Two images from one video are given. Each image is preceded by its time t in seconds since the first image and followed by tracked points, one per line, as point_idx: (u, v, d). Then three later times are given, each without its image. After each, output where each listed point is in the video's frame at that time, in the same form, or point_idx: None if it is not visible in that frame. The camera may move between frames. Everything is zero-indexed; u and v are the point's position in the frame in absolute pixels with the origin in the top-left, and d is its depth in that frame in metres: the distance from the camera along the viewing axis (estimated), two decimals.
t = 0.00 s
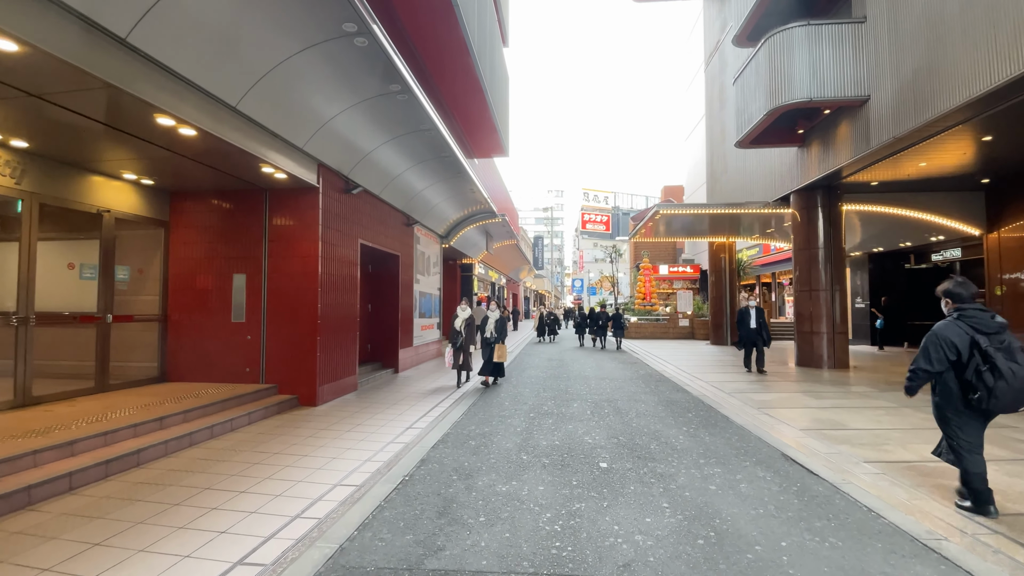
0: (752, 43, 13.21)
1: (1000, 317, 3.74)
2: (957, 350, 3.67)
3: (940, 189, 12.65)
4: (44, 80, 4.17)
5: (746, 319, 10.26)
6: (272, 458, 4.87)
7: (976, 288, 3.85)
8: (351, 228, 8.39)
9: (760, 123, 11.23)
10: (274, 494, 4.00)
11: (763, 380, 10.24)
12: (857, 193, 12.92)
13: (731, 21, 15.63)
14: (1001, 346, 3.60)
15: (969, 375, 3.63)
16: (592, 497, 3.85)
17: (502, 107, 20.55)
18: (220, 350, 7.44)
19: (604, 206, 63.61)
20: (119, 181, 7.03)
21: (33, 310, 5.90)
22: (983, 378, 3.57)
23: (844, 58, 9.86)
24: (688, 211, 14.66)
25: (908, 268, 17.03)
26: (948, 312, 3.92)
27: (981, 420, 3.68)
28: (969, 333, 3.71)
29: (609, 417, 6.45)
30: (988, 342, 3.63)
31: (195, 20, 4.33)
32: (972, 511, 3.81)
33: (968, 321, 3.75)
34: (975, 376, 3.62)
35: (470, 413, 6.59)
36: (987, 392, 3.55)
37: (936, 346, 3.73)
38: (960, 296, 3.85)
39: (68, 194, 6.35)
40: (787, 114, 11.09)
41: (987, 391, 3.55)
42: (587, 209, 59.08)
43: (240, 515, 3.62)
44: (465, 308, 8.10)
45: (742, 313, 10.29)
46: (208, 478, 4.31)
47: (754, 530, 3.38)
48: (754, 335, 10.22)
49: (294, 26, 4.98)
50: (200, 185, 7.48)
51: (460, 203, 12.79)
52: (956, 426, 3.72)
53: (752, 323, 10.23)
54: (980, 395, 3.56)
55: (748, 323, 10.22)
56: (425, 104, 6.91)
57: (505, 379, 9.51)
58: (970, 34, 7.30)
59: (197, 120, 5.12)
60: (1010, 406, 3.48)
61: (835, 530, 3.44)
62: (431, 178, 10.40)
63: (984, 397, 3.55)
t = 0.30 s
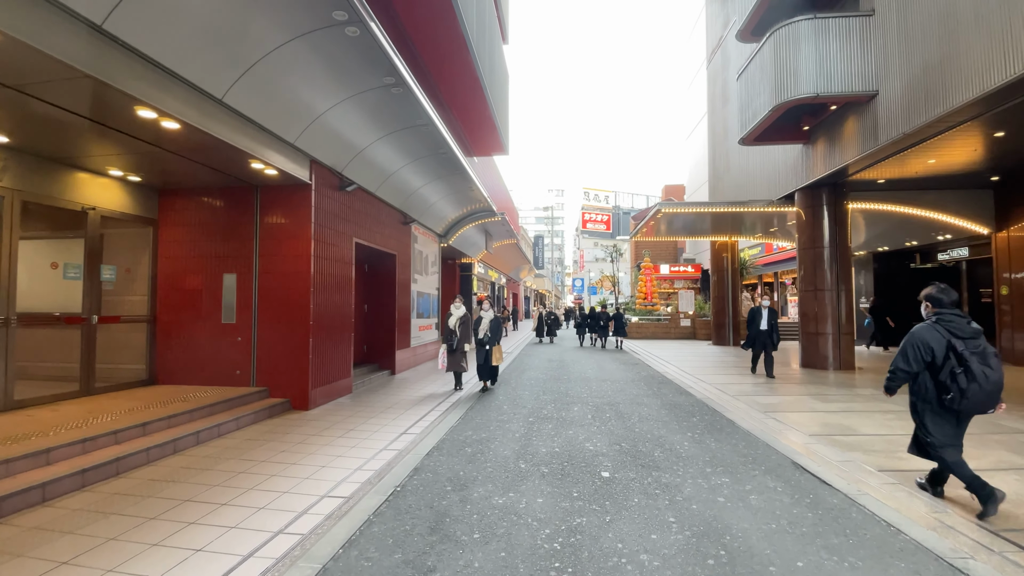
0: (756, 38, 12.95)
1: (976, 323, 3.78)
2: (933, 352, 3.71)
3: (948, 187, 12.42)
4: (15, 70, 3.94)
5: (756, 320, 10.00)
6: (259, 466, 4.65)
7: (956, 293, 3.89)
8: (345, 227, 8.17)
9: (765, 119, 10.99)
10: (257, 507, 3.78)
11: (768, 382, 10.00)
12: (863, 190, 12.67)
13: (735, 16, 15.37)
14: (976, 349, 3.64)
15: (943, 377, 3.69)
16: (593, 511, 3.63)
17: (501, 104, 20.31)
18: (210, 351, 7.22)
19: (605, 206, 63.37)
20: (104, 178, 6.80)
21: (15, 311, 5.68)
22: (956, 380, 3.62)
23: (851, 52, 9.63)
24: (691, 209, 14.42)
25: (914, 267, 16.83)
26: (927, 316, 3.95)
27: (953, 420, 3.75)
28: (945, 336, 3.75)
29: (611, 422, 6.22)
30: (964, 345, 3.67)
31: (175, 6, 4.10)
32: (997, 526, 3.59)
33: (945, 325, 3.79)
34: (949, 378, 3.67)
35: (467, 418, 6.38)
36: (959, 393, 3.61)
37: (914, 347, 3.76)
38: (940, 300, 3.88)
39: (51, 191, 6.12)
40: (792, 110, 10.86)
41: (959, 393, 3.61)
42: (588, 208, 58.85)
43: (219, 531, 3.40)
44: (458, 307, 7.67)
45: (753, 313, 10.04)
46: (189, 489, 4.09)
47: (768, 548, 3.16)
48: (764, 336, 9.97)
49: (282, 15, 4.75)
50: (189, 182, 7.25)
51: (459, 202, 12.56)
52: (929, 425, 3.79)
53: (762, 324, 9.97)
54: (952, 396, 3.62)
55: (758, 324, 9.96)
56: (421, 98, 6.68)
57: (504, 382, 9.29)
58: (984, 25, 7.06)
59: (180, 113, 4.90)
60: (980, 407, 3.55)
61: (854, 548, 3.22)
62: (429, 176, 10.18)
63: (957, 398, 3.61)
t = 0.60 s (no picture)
0: (754, 35, 12.81)
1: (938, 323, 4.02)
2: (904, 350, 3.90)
3: (948, 186, 12.30)
4: None
5: (761, 321, 9.83)
6: (239, 475, 4.43)
7: (917, 295, 4.13)
8: (334, 225, 7.95)
9: (764, 117, 10.84)
10: (234, 521, 3.56)
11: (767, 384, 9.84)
12: (862, 190, 12.53)
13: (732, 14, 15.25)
14: (943, 347, 3.85)
15: (916, 374, 3.85)
16: (589, 523, 3.43)
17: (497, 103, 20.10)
18: (194, 354, 7.00)
19: (601, 206, 63.30)
20: (83, 174, 6.56)
21: None
22: (929, 376, 3.79)
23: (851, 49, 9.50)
24: (688, 208, 14.27)
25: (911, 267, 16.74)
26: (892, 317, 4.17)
27: (929, 415, 3.91)
28: (914, 335, 3.96)
29: (607, 426, 6.04)
30: (931, 343, 3.88)
31: None
32: (1014, 540, 3.41)
33: (912, 325, 4.01)
34: (922, 375, 3.84)
35: (459, 423, 6.17)
36: (933, 389, 3.77)
37: (887, 346, 3.96)
38: (903, 301, 4.10)
39: (27, 188, 5.87)
40: (791, 108, 10.72)
41: (932, 389, 3.77)
42: (585, 208, 58.71)
43: (190, 547, 3.19)
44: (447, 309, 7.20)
45: (757, 315, 9.87)
46: (164, 501, 3.88)
47: (774, 564, 2.97)
48: (770, 337, 9.79)
49: (264, 3, 4.54)
50: (172, 179, 7.02)
51: (453, 201, 12.36)
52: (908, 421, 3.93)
53: (768, 325, 9.80)
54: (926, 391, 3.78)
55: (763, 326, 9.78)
56: (412, 93, 6.48)
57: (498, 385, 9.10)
58: (987, 20, 6.92)
59: (158, 105, 4.68)
60: (952, 401, 3.72)
61: (865, 564, 3.04)
62: (421, 174, 9.97)
63: (931, 394, 3.77)
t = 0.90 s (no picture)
0: (751, 32, 12.68)
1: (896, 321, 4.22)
2: (858, 350, 4.16)
3: (945, 184, 12.19)
4: None
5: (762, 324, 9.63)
6: (215, 483, 4.21)
7: (876, 295, 4.34)
8: (322, 223, 7.74)
9: (760, 115, 10.71)
10: (205, 533, 3.35)
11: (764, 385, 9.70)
12: (860, 188, 12.41)
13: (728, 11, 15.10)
14: (895, 345, 4.09)
15: (869, 372, 4.12)
16: (582, 534, 3.24)
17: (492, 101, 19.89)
18: (176, 355, 6.77)
19: (597, 206, 63.13)
20: (59, 169, 6.30)
21: None
22: (880, 374, 4.05)
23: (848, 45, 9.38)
24: (684, 207, 14.11)
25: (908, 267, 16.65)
26: (852, 316, 4.39)
27: (883, 408, 4.19)
28: (869, 334, 4.19)
29: (602, 429, 5.86)
30: (884, 342, 4.10)
31: None
32: None
33: (869, 325, 4.23)
34: (874, 372, 4.10)
35: (449, 426, 5.97)
36: (883, 385, 4.03)
37: (842, 346, 4.22)
38: (862, 302, 4.32)
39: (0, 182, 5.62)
40: (788, 105, 10.59)
41: (883, 385, 4.04)
42: (580, 208, 58.46)
43: (156, 563, 2.97)
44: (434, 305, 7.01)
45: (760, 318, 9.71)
46: (133, 512, 3.66)
47: None
48: (775, 339, 9.59)
49: None
50: (153, 174, 6.78)
51: (446, 199, 12.14)
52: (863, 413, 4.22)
53: (772, 327, 9.61)
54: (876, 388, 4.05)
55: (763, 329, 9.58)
56: (401, 85, 6.29)
57: (490, 386, 8.90)
58: (987, 14, 6.79)
59: (131, 95, 4.46)
60: (902, 397, 3.97)
61: None
62: (414, 170, 9.76)
63: (882, 390, 4.03)
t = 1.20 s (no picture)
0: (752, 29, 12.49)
1: (872, 326, 4.39)
2: (833, 350, 4.32)
3: (950, 183, 11.98)
4: None
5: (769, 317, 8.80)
6: (194, 495, 4.01)
7: (856, 300, 4.52)
8: (313, 222, 7.53)
9: (762, 112, 10.51)
10: (176, 552, 3.14)
11: (766, 388, 9.49)
12: (864, 187, 12.20)
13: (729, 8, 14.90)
14: (868, 347, 4.24)
15: (843, 371, 4.29)
16: (577, 553, 3.04)
17: (490, 100, 19.71)
18: (161, 358, 6.56)
19: (596, 206, 62.93)
20: (39, 166, 6.07)
21: None
22: (851, 373, 4.22)
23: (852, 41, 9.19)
24: (684, 206, 13.91)
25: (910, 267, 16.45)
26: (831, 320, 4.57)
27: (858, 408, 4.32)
28: (845, 336, 4.37)
29: (600, 435, 5.66)
30: (858, 344, 4.27)
31: None
32: None
33: (845, 328, 4.41)
34: (847, 372, 4.27)
35: (441, 433, 5.77)
36: (855, 384, 4.20)
37: (818, 346, 4.39)
38: (841, 306, 4.50)
39: None
40: (790, 103, 10.40)
41: (854, 384, 4.21)
42: (580, 208, 58.22)
43: None
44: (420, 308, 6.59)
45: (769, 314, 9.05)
46: (104, 528, 3.45)
47: None
48: (784, 341, 9.37)
49: None
50: (137, 171, 6.57)
51: (442, 198, 11.93)
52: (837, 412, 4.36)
53: (781, 328, 9.39)
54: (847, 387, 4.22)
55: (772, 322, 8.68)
56: (393, 80, 6.09)
57: (486, 389, 8.70)
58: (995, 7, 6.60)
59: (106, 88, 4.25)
60: (872, 395, 4.13)
61: None
62: (408, 169, 9.55)
63: (852, 388, 4.20)
